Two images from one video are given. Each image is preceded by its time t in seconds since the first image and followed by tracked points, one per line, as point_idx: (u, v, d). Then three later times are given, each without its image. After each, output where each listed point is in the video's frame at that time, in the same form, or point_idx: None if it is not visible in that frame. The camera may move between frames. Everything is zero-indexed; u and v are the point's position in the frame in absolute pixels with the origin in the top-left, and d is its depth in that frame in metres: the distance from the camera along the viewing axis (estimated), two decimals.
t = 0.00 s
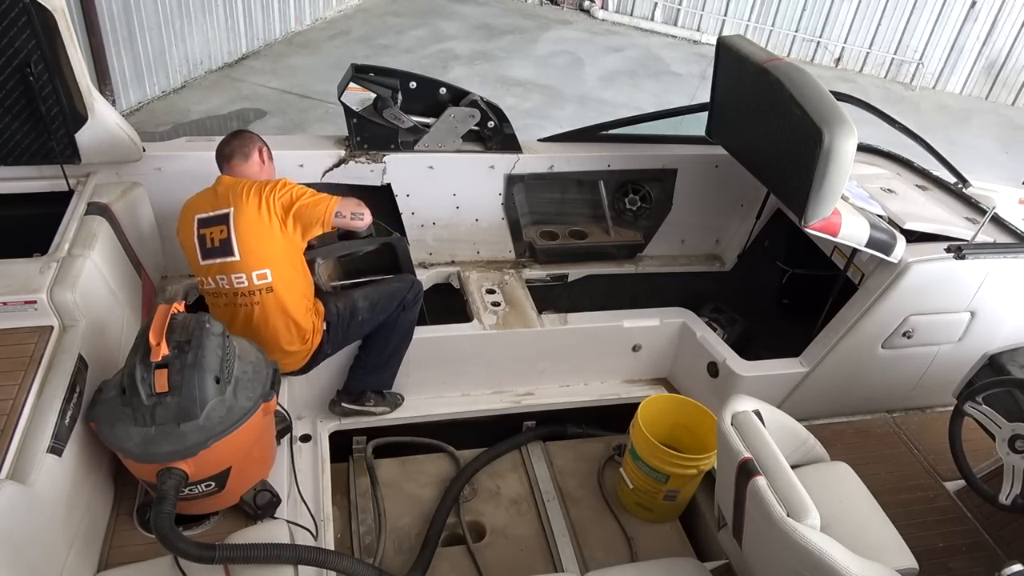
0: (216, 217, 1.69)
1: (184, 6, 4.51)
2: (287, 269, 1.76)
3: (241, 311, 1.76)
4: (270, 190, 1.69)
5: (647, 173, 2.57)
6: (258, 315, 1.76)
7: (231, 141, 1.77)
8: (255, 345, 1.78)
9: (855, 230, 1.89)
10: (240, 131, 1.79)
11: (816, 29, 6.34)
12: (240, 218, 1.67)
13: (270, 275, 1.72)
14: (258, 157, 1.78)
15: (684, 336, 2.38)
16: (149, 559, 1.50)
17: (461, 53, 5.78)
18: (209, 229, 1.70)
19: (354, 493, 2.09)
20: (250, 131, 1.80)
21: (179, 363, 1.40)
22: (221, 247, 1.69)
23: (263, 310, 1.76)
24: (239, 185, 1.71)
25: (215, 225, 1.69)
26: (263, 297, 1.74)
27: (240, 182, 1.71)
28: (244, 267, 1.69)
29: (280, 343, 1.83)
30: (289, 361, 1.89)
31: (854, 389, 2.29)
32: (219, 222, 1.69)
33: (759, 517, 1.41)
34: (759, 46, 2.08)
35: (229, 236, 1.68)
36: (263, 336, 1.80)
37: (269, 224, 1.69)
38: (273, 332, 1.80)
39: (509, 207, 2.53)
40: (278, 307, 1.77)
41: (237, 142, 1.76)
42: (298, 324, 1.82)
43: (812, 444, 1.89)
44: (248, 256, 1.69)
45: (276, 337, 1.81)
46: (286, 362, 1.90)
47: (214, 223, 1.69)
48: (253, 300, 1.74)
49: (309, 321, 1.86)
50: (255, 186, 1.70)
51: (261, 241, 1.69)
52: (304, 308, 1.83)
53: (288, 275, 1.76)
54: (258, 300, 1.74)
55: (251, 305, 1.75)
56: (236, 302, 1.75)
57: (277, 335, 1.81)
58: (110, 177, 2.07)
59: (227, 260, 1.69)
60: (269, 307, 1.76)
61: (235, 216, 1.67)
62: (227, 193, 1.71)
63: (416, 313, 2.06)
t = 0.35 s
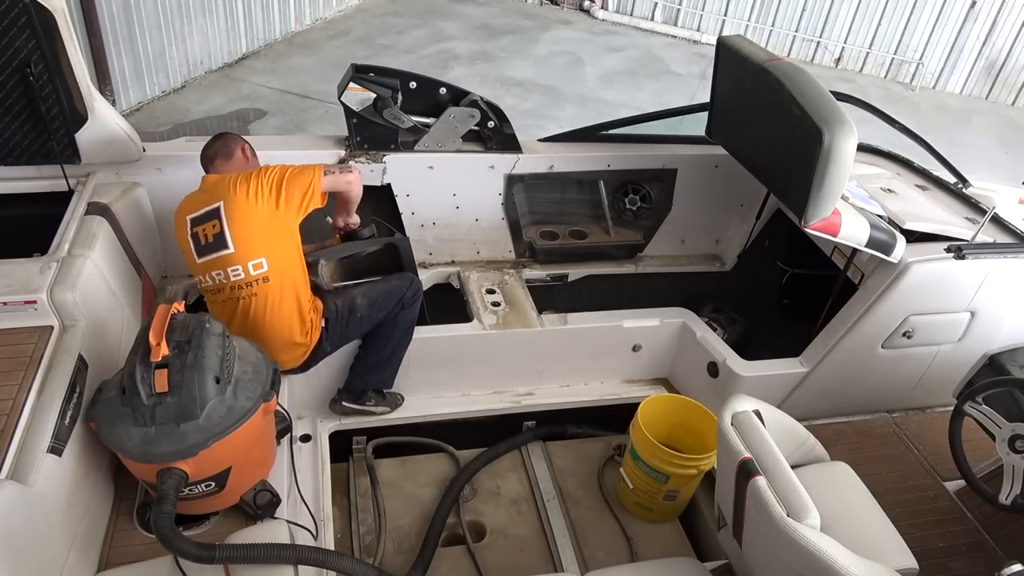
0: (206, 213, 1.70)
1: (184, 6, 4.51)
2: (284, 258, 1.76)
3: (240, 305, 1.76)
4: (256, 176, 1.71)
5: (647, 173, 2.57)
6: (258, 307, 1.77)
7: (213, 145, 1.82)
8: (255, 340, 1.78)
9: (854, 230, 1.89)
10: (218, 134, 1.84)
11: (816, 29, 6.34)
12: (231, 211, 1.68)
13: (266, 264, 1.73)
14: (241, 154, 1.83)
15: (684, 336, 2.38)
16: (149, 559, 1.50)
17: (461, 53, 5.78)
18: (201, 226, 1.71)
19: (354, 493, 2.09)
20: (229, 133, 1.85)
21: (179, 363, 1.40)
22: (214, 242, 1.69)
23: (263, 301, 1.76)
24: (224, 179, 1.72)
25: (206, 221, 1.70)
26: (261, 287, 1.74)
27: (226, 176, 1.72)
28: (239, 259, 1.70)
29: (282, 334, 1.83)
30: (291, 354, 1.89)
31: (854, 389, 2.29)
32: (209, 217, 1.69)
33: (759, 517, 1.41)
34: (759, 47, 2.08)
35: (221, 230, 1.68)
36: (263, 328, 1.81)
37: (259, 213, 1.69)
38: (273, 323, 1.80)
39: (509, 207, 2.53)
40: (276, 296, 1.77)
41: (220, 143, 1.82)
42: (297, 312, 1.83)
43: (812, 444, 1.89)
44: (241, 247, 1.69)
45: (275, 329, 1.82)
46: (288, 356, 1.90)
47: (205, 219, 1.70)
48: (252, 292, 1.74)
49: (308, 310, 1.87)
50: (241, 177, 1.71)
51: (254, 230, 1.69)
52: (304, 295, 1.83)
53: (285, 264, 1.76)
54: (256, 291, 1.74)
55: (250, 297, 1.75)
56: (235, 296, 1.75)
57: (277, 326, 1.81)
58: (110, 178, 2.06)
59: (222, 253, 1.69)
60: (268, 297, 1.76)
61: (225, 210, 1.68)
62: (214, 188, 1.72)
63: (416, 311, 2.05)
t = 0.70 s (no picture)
0: (217, 200, 1.71)
1: (184, 6, 4.51)
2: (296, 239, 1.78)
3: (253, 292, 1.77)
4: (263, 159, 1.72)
5: (647, 173, 2.57)
6: (272, 292, 1.78)
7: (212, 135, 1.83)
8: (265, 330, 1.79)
9: (854, 230, 1.89)
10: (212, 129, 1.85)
11: (816, 29, 6.34)
12: (242, 194, 1.69)
13: (280, 244, 1.74)
14: (239, 145, 1.85)
15: (684, 336, 2.38)
16: (149, 559, 1.50)
17: (461, 53, 5.78)
18: (212, 213, 1.72)
19: (354, 493, 2.09)
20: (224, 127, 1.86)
21: (179, 363, 1.40)
22: (227, 227, 1.70)
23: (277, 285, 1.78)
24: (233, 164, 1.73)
25: (217, 208, 1.71)
26: (275, 270, 1.76)
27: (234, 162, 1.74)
28: (253, 241, 1.71)
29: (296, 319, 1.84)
30: (302, 343, 1.89)
31: (854, 389, 2.29)
32: (220, 203, 1.71)
33: (759, 517, 1.41)
34: (759, 47, 2.08)
35: (234, 215, 1.69)
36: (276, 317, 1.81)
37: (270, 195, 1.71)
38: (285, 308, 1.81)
39: (509, 207, 2.53)
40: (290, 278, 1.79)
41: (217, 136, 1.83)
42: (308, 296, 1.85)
43: (812, 444, 1.89)
44: (254, 229, 1.71)
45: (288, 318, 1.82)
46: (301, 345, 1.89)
47: (216, 206, 1.71)
48: (265, 276, 1.75)
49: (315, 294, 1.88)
50: (249, 161, 1.72)
51: (266, 212, 1.71)
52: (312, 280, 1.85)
53: (297, 244, 1.78)
54: (270, 275, 1.76)
55: (264, 282, 1.76)
56: (248, 282, 1.75)
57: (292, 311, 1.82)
58: (110, 178, 2.06)
59: (236, 238, 1.70)
60: (282, 280, 1.78)
61: (237, 195, 1.69)
62: (222, 175, 1.73)
63: (418, 314, 2.06)
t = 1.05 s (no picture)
0: (222, 219, 1.68)
1: (184, 6, 4.51)
2: (291, 270, 1.80)
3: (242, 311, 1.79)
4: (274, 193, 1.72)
5: (647, 173, 2.58)
6: (261, 315, 1.80)
7: (248, 132, 1.73)
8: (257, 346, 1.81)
9: (854, 230, 1.89)
10: (261, 116, 1.76)
11: (816, 29, 6.34)
12: (248, 224, 1.67)
13: (274, 276, 1.76)
14: (268, 160, 1.77)
15: (684, 336, 2.38)
16: (149, 559, 1.50)
17: (461, 53, 5.78)
18: (213, 229, 1.69)
19: (354, 493, 2.09)
20: (270, 123, 1.76)
21: (179, 363, 1.40)
22: (225, 248, 1.68)
23: (265, 309, 1.79)
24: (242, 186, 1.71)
25: (220, 227, 1.68)
26: (265, 297, 1.77)
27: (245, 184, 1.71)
28: (249, 269, 1.71)
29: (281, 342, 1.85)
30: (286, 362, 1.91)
31: (854, 389, 2.29)
32: (225, 223, 1.68)
33: (758, 517, 1.41)
34: (759, 47, 2.08)
35: (235, 240, 1.68)
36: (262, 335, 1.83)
37: (275, 228, 1.71)
38: (273, 332, 1.83)
39: (509, 207, 2.53)
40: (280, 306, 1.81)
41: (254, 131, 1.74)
42: (299, 322, 1.86)
43: (812, 444, 1.89)
44: (253, 259, 1.70)
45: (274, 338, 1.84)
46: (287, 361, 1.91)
47: (219, 224, 1.68)
48: (256, 299, 1.77)
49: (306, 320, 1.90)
50: (266, 194, 1.70)
51: (267, 245, 1.71)
52: (307, 308, 1.87)
53: (291, 276, 1.80)
54: (259, 300, 1.78)
55: (253, 304, 1.78)
56: (238, 301, 1.77)
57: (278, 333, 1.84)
58: (110, 178, 2.05)
59: (232, 261, 1.69)
60: (272, 306, 1.80)
61: (242, 220, 1.67)
62: (233, 195, 1.69)
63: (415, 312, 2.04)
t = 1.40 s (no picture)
0: (243, 213, 1.69)
1: (184, 6, 4.51)
2: (300, 274, 1.80)
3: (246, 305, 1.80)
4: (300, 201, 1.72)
5: (647, 173, 2.58)
6: (263, 312, 1.81)
7: (289, 140, 1.73)
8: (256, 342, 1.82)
9: (854, 230, 1.89)
10: (303, 124, 1.76)
11: (816, 29, 6.34)
12: (269, 224, 1.68)
13: (284, 277, 1.77)
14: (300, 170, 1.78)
15: (684, 336, 2.38)
16: (149, 559, 1.50)
17: (461, 53, 5.78)
18: (232, 221, 1.70)
19: (354, 493, 2.09)
20: (311, 135, 1.76)
21: (179, 363, 1.40)
22: (240, 242, 1.70)
23: (268, 307, 1.80)
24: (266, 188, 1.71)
25: (240, 220, 1.69)
26: (271, 295, 1.78)
27: (270, 184, 1.71)
28: (260, 266, 1.72)
29: (281, 340, 1.87)
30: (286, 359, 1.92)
31: (854, 389, 2.29)
32: (245, 218, 1.69)
33: (758, 517, 1.41)
34: (759, 47, 2.07)
35: (252, 236, 1.69)
36: (263, 332, 1.84)
37: (295, 232, 1.72)
38: (275, 329, 1.84)
39: (509, 207, 2.53)
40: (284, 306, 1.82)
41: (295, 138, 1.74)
42: (301, 321, 1.87)
43: (812, 444, 1.89)
44: (266, 257, 1.72)
45: (274, 336, 1.85)
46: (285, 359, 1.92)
47: (239, 217, 1.69)
48: (261, 297, 1.78)
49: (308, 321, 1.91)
50: (292, 198, 1.71)
51: (283, 246, 1.72)
52: (310, 309, 1.88)
53: (299, 279, 1.81)
54: (265, 298, 1.78)
55: (258, 301, 1.79)
56: (243, 296, 1.78)
57: (279, 332, 1.85)
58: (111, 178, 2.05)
59: (244, 256, 1.71)
60: (276, 305, 1.81)
61: (263, 218, 1.68)
62: (259, 191, 1.70)
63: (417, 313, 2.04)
